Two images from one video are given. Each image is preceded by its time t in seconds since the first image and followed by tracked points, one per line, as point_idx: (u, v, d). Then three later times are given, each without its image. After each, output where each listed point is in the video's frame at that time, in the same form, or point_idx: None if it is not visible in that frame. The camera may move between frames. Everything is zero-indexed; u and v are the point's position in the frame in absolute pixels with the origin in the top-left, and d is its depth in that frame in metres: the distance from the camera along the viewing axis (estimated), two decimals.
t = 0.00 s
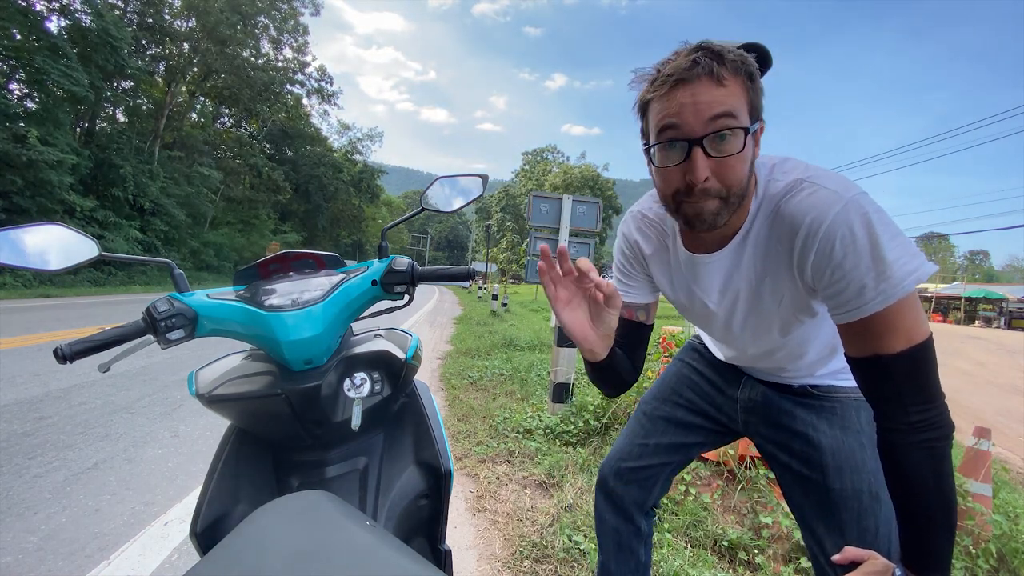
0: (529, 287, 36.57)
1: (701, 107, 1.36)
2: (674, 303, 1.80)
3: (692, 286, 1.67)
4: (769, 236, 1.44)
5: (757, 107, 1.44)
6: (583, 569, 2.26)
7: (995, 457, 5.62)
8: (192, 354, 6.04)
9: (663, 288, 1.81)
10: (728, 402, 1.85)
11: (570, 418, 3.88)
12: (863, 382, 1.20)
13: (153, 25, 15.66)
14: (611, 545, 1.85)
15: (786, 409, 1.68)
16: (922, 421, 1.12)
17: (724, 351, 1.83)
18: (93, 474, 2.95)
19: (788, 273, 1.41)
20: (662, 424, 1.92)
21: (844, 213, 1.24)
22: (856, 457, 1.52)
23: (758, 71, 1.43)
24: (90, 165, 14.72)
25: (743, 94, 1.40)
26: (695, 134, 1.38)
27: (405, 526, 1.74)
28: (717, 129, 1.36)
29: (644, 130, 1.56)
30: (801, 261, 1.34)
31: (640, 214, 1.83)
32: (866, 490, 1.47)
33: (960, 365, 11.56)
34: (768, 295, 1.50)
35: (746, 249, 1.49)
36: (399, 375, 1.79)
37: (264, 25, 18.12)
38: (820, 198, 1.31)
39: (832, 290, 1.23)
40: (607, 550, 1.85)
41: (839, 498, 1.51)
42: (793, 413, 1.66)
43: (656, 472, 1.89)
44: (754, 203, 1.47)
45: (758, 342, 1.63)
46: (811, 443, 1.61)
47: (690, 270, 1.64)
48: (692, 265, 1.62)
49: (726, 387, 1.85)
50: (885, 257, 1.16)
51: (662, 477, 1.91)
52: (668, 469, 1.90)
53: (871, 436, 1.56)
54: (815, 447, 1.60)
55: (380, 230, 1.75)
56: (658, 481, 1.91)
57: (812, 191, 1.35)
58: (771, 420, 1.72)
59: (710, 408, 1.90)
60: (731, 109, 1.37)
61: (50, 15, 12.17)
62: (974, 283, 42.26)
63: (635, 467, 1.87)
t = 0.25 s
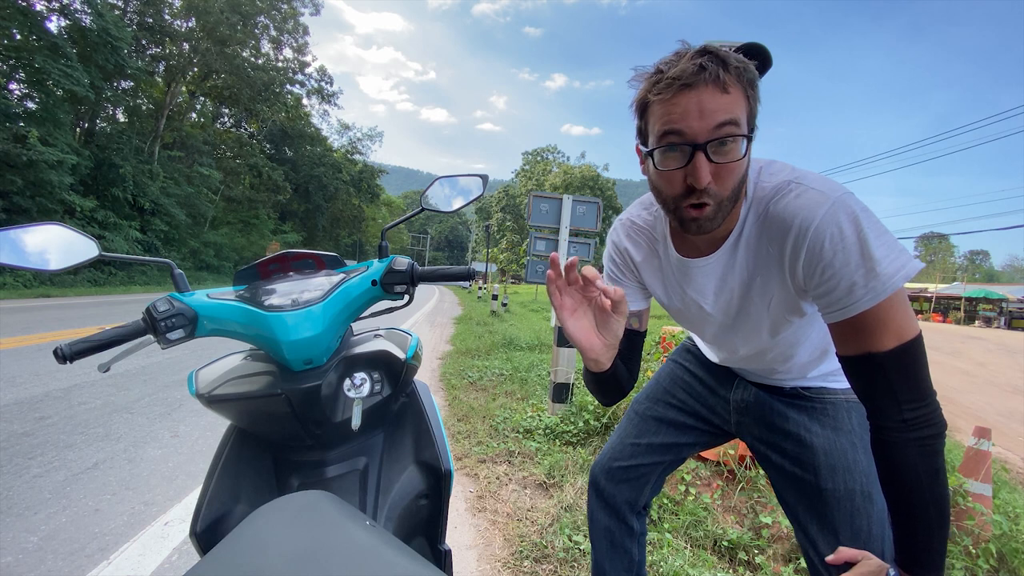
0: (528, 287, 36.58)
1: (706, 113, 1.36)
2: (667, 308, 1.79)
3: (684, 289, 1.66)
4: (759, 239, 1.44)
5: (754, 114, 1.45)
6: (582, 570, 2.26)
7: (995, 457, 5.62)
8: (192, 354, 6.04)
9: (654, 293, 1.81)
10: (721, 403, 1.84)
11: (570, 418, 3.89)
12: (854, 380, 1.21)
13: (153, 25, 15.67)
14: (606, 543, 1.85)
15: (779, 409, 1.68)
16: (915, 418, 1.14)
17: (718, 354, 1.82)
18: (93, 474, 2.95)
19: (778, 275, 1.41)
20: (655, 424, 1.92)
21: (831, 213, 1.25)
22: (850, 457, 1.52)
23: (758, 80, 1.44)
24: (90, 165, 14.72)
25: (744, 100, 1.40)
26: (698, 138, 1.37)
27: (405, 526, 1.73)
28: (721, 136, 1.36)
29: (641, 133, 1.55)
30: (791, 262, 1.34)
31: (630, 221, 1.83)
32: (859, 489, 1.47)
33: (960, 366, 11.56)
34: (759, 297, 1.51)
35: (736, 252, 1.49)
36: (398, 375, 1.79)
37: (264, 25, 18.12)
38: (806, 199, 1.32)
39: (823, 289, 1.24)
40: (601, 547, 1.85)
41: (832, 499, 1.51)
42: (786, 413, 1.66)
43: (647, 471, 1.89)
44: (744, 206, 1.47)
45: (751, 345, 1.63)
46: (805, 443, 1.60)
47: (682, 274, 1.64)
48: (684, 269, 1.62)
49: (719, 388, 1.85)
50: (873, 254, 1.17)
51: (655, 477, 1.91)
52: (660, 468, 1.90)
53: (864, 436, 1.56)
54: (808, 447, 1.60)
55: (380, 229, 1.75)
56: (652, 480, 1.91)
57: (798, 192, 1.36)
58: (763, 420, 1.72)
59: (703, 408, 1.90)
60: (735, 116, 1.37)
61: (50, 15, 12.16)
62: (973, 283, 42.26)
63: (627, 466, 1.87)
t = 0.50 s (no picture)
0: (528, 287, 36.59)
1: (722, 99, 1.36)
2: (661, 304, 1.79)
3: (679, 284, 1.66)
4: (754, 235, 1.44)
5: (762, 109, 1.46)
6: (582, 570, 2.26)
7: (995, 458, 5.61)
8: (193, 354, 6.04)
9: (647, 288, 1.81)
10: (717, 402, 1.84)
11: (569, 418, 3.89)
12: (847, 377, 1.21)
13: (153, 25, 15.68)
14: (603, 543, 1.84)
15: (774, 409, 1.68)
16: (907, 417, 1.14)
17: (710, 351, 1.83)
18: (93, 474, 2.95)
19: (772, 272, 1.42)
20: (651, 424, 1.92)
21: (825, 212, 1.25)
22: (845, 457, 1.52)
23: (769, 77, 1.47)
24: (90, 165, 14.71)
25: (755, 92, 1.41)
26: (713, 124, 1.36)
27: (405, 526, 1.74)
28: (737, 122, 1.36)
29: (649, 120, 1.54)
30: (784, 260, 1.34)
31: (625, 217, 1.82)
32: (853, 489, 1.47)
33: (960, 366, 11.55)
34: (752, 294, 1.51)
35: (730, 247, 1.49)
36: (398, 375, 1.79)
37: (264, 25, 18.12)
38: (801, 198, 1.32)
39: (815, 288, 1.24)
40: (599, 548, 1.85)
41: (827, 497, 1.51)
42: (781, 413, 1.66)
43: (644, 471, 1.89)
44: (741, 202, 1.47)
45: (743, 342, 1.63)
46: (800, 442, 1.60)
47: (676, 269, 1.64)
48: (678, 264, 1.62)
49: (714, 387, 1.85)
50: (865, 254, 1.18)
51: (651, 477, 1.91)
52: (657, 467, 1.90)
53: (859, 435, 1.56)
54: (803, 446, 1.59)
55: (380, 230, 1.75)
56: (648, 480, 1.90)
57: (793, 191, 1.36)
58: (758, 419, 1.72)
59: (699, 408, 1.89)
60: (749, 105, 1.37)
61: (50, 15, 12.15)
62: (973, 283, 42.27)
63: (624, 466, 1.87)
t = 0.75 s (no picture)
0: (528, 287, 36.59)
1: (730, 103, 1.36)
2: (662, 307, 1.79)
3: (681, 287, 1.65)
4: (757, 237, 1.44)
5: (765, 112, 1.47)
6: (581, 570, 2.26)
7: (995, 458, 5.61)
8: (193, 354, 6.04)
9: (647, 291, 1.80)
10: (714, 402, 1.84)
11: (570, 418, 3.89)
12: (849, 378, 1.22)
13: (153, 25, 15.68)
14: (601, 542, 1.84)
15: (771, 408, 1.68)
16: (910, 417, 1.14)
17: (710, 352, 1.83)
18: (93, 473, 2.95)
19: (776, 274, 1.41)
20: (648, 423, 1.92)
21: (829, 214, 1.26)
22: (843, 456, 1.52)
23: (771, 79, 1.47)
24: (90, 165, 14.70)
25: (760, 96, 1.42)
26: (721, 128, 1.36)
27: (405, 526, 1.73)
28: (746, 125, 1.37)
29: (651, 123, 1.53)
30: (788, 261, 1.34)
31: (622, 224, 1.81)
32: (850, 487, 1.47)
33: (960, 366, 11.56)
34: (754, 296, 1.51)
35: (733, 250, 1.49)
36: (398, 375, 1.79)
37: (264, 25, 18.12)
38: (803, 201, 1.32)
39: (818, 290, 1.24)
40: (597, 546, 1.85)
41: (824, 496, 1.51)
42: (778, 413, 1.66)
43: (641, 470, 1.89)
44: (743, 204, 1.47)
45: (746, 344, 1.63)
46: (798, 442, 1.60)
47: (678, 272, 1.63)
48: (680, 267, 1.61)
49: (711, 387, 1.85)
50: (870, 255, 1.18)
51: (648, 476, 1.91)
52: (653, 466, 1.90)
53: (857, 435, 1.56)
54: (800, 445, 1.59)
55: (380, 229, 1.75)
56: (645, 479, 1.90)
57: (795, 193, 1.36)
58: (754, 419, 1.72)
59: (696, 407, 1.90)
60: (755, 107, 1.38)
61: (50, 15, 12.15)
62: (974, 283, 42.22)
63: (621, 464, 1.87)
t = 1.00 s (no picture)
0: (528, 287, 36.59)
1: (722, 123, 1.36)
2: (659, 309, 1.79)
3: (680, 290, 1.66)
4: (755, 241, 1.44)
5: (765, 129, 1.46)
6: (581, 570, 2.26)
7: (995, 457, 5.61)
8: (193, 354, 6.04)
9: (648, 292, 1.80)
10: (713, 403, 1.84)
11: (570, 419, 3.89)
12: (850, 378, 1.22)
13: (153, 25, 15.68)
14: (600, 544, 1.84)
15: (770, 409, 1.68)
16: (912, 416, 1.15)
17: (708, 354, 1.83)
18: (93, 473, 2.95)
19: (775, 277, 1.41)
20: (647, 424, 1.91)
21: (828, 215, 1.25)
22: (843, 455, 1.52)
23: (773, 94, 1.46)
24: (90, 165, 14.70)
25: (759, 113, 1.42)
26: (711, 148, 1.37)
27: (405, 526, 1.73)
28: (737, 148, 1.37)
29: (649, 135, 1.54)
30: (787, 263, 1.34)
31: (622, 225, 1.81)
32: (851, 487, 1.47)
33: (960, 365, 11.56)
34: (754, 298, 1.51)
35: (732, 254, 1.49)
36: (398, 374, 1.79)
37: (264, 25, 18.12)
38: (803, 204, 1.32)
39: (818, 291, 1.24)
40: (595, 548, 1.85)
41: (825, 496, 1.51)
42: (777, 414, 1.66)
43: (639, 472, 1.89)
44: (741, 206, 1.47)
45: (744, 346, 1.63)
46: (796, 442, 1.60)
47: (676, 275, 1.64)
48: (678, 270, 1.61)
49: (710, 388, 1.85)
50: (869, 256, 1.18)
51: (646, 478, 1.91)
52: (652, 467, 1.90)
53: (856, 435, 1.56)
54: (800, 445, 1.59)
55: (380, 229, 1.75)
56: (643, 480, 1.90)
57: (795, 195, 1.35)
58: (754, 419, 1.72)
59: (695, 408, 1.89)
60: (751, 128, 1.38)
61: (50, 15, 12.15)
62: (974, 283, 42.20)
63: (619, 466, 1.87)
